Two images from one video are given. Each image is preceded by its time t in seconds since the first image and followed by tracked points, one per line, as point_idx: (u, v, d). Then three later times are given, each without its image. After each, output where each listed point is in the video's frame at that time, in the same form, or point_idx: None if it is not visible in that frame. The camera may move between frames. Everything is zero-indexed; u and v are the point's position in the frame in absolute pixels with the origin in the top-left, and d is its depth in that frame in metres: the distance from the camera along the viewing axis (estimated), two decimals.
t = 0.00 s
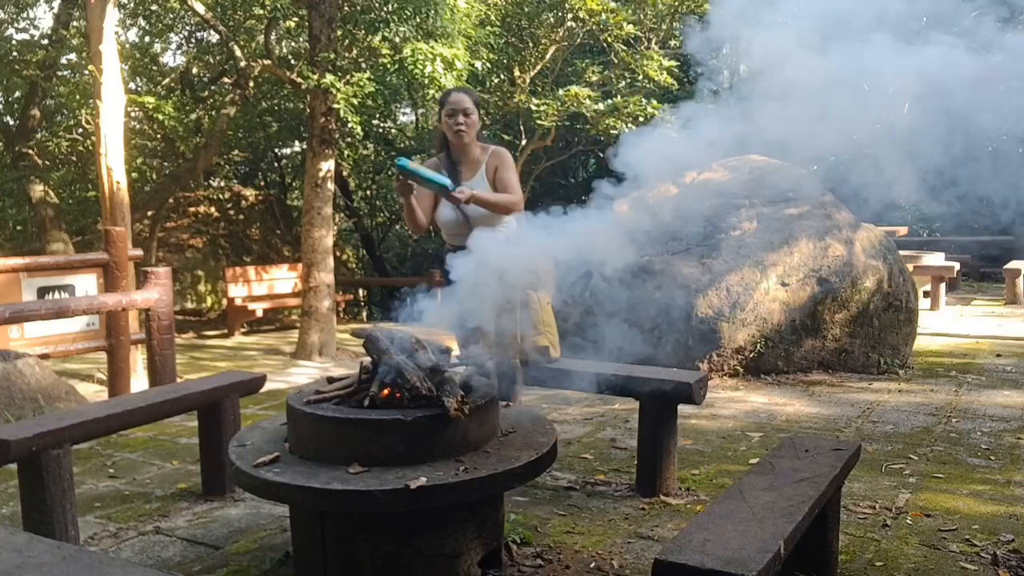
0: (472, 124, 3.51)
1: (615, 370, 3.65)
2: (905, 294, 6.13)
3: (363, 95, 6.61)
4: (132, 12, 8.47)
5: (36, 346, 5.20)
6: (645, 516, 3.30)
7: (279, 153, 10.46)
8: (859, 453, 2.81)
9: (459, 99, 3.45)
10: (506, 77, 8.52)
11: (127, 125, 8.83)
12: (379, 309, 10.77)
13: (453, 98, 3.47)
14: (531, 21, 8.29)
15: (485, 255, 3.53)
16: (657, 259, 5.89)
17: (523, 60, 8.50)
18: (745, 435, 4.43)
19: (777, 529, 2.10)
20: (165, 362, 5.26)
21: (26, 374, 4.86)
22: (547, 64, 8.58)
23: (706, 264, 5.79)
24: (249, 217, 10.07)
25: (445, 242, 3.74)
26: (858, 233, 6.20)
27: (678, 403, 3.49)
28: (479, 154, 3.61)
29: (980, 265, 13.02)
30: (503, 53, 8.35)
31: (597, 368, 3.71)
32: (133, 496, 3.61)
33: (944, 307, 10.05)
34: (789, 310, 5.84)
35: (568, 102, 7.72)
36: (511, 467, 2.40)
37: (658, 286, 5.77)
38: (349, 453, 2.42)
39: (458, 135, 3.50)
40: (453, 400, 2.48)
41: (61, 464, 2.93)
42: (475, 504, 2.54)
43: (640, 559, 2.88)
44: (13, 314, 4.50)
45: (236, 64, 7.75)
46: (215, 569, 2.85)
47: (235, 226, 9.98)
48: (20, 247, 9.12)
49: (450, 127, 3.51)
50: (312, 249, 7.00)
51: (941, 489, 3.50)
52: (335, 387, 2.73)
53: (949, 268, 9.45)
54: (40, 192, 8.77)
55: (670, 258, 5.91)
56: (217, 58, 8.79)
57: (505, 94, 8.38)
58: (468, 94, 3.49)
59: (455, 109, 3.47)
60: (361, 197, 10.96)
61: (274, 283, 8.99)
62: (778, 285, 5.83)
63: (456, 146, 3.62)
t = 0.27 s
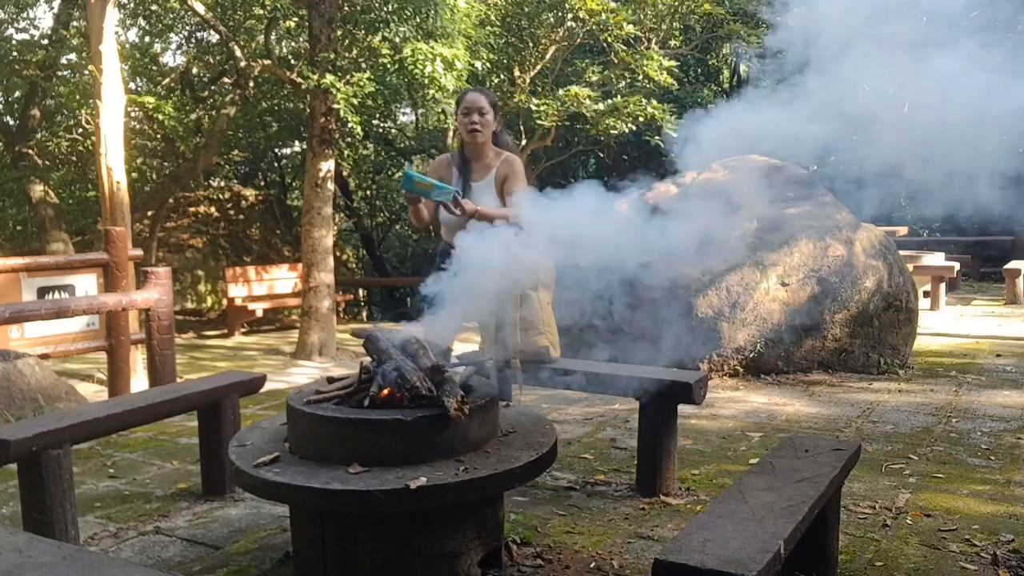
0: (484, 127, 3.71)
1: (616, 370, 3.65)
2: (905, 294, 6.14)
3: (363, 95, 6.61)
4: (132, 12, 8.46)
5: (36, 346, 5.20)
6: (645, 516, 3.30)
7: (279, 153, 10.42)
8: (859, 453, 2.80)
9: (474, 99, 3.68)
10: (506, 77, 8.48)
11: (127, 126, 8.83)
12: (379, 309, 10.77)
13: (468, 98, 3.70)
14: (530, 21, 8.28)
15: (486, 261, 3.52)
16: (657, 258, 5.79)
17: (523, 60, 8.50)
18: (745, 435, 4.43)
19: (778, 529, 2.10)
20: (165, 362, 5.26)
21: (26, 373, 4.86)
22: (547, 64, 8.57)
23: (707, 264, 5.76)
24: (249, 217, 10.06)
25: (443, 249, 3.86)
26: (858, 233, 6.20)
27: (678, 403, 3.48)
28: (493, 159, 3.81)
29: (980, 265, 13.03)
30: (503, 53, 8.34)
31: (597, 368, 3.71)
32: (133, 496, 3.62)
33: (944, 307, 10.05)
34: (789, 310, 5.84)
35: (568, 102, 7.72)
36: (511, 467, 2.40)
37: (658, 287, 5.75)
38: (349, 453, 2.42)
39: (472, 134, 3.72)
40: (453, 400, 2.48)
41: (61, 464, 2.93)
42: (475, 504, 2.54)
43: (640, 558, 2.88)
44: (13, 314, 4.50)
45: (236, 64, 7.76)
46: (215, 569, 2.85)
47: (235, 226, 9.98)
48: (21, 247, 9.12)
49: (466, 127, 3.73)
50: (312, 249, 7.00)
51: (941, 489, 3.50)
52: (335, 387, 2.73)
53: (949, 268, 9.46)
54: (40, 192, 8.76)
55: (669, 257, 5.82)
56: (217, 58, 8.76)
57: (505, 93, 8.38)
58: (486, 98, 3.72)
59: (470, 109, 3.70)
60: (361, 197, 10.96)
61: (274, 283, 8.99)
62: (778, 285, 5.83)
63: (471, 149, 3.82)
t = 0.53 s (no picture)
0: (431, 133, 3.37)
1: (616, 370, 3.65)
2: (905, 294, 6.14)
3: (363, 95, 6.62)
4: (132, 12, 8.45)
5: (36, 346, 5.20)
6: (645, 516, 3.30)
7: (279, 153, 10.43)
8: (859, 453, 2.81)
9: (424, 103, 3.35)
10: (506, 76, 8.53)
11: (127, 126, 8.82)
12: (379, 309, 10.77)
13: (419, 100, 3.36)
14: (531, 21, 8.28)
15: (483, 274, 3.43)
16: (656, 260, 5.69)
17: (523, 60, 8.50)
18: (745, 435, 4.43)
19: (778, 529, 2.10)
20: (165, 362, 5.26)
21: (26, 373, 4.86)
22: (547, 64, 8.57)
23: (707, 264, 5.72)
24: (249, 217, 10.06)
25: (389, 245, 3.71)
26: (858, 233, 6.20)
27: (678, 403, 3.49)
28: (437, 165, 3.46)
29: (980, 266, 13.04)
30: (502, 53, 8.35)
31: (597, 368, 3.71)
32: (133, 496, 3.62)
33: (944, 307, 10.05)
34: (788, 310, 5.86)
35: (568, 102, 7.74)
36: (511, 467, 2.40)
37: (658, 287, 5.71)
38: (349, 453, 2.42)
39: (420, 138, 3.36)
40: (453, 400, 2.48)
41: (61, 464, 2.93)
42: (475, 503, 2.54)
43: (640, 558, 2.88)
44: (14, 314, 4.51)
45: (237, 64, 7.77)
46: (215, 569, 2.85)
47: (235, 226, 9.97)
48: (21, 247, 9.11)
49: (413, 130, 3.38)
50: (312, 249, 7.00)
51: (941, 489, 3.50)
52: (335, 387, 2.73)
53: (949, 268, 9.46)
54: (40, 192, 8.76)
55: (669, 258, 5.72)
56: (217, 58, 8.74)
57: (505, 93, 8.38)
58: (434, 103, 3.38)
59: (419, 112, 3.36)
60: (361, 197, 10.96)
61: (274, 283, 8.99)
62: (777, 285, 5.84)
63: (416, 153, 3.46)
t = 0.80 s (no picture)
0: (405, 136, 3.06)
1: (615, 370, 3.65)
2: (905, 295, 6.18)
3: (364, 96, 6.62)
4: (132, 12, 8.45)
5: (36, 346, 5.20)
6: (645, 516, 3.30)
7: (279, 153, 10.55)
8: (859, 453, 2.81)
9: (402, 104, 3.03)
10: (506, 77, 8.53)
11: (127, 126, 8.82)
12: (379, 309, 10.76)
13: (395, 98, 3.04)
14: (531, 21, 8.27)
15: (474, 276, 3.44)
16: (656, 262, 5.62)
17: (523, 60, 8.50)
18: (745, 435, 4.43)
19: (778, 529, 2.10)
20: (165, 362, 5.26)
21: (26, 373, 4.86)
22: (547, 64, 8.56)
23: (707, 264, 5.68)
24: (249, 217, 10.05)
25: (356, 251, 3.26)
26: (858, 232, 6.16)
27: (678, 403, 3.48)
28: (410, 165, 3.16)
29: (981, 266, 13.04)
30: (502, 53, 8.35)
31: (596, 368, 3.71)
32: (133, 496, 3.62)
33: (944, 307, 10.05)
34: (789, 310, 5.91)
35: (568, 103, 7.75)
36: (512, 467, 2.40)
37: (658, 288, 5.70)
38: (349, 453, 2.42)
39: (394, 141, 3.05)
40: (453, 400, 2.47)
41: (61, 464, 2.93)
42: (475, 504, 2.54)
43: (640, 558, 2.88)
44: (13, 314, 4.50)
45: (237, 64, 7.78)
46: (215, 569, 2.85)
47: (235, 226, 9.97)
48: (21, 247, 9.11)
49: (387, 130, 3.06)
50: (312, 249, 7.00)
51: (942, 489, 3.50)
52: (335, 387, 2.73)
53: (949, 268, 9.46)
54: (40, 192, 8.76)
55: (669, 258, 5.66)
56: (217, 58, 8.76)
57: (505, 93, 8.39)
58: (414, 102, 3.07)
59: (395, 113, 3.04)
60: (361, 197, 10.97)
61: (274, 283, 8.99)
62: (778, 285, 5.85)
63: (385, 154, 3.14)
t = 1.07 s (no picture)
0: (406, 126, 3.04)
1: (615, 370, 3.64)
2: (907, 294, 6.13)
3: (364, 96, 6.62)
4: (132, 12, 8.44)
5: (36, 346, 5.20)
6: (645, 516, 3.30)
7: (279, 153, 10.56)
8: (859, 453, 2.81)
9: (402, 94, 3.00)
10: (506, 77, 8.53)
11: (127, 126, 8.82)
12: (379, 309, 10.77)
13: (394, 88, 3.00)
14: (531, 21, 8.27)
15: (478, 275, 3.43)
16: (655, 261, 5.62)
17: (523, 60, 8.50)
18: (745, 435, 4.43)
19: (778, 529, 2.10)
20: (165, 362, 5.26)
21: (26, 373, 4.86)
22: (547, 64, 8.55)
23: (706, 264, 5.68)
24: (249, 217, 10.05)
25: (350, 246, 3.21)
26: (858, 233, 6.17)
27: (677, 403, 3.48)
28: (408, 157, 3.15)
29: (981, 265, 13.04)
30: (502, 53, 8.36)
31: (596, 368, 3.69)
32: (133, 496, 3.62)
33: (944, 307, 10.05)
34: (788, 310, 5.91)
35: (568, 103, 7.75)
36: (511, 467, 2.40)
37: (657, 288, 5.70)
38: (348, 453, 2.42)
39: (393, 133, 3.02)
40: (453, 400, 2.47)
41: (61, 464, 2.93)
42: (474, 504, 2.54)
43: (640, 558, 2.88)
44: (13, 314, 4.50)
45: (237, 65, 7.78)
46: (215, 569, 2.85)
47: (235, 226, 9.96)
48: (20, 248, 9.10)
49: (385, 121, 3.03)
50: (312, 249, 6.98)
51: (941, 489, 3.50)
52: (335, 387, 2.73)
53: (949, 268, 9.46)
54: (40, 192, 8.76)
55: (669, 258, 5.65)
56: (217, 58, 8.80)
57: (504, 93, 8.40)
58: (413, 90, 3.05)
59: (393, 104, 3.01)
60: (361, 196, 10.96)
61: (274, 283, 8.99)
62: (777, 285, 5.87)
63: (381, 145, 3.11)
